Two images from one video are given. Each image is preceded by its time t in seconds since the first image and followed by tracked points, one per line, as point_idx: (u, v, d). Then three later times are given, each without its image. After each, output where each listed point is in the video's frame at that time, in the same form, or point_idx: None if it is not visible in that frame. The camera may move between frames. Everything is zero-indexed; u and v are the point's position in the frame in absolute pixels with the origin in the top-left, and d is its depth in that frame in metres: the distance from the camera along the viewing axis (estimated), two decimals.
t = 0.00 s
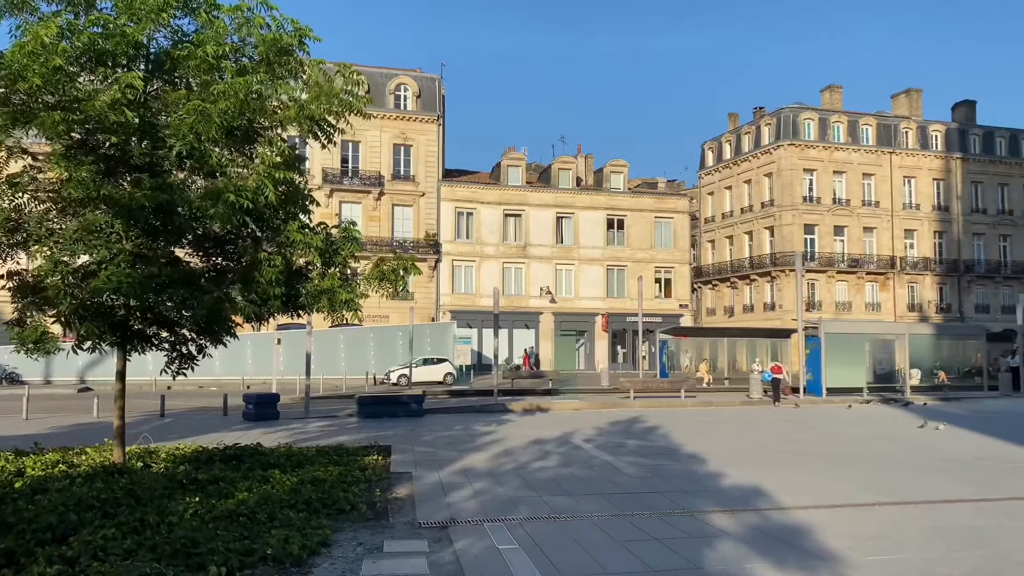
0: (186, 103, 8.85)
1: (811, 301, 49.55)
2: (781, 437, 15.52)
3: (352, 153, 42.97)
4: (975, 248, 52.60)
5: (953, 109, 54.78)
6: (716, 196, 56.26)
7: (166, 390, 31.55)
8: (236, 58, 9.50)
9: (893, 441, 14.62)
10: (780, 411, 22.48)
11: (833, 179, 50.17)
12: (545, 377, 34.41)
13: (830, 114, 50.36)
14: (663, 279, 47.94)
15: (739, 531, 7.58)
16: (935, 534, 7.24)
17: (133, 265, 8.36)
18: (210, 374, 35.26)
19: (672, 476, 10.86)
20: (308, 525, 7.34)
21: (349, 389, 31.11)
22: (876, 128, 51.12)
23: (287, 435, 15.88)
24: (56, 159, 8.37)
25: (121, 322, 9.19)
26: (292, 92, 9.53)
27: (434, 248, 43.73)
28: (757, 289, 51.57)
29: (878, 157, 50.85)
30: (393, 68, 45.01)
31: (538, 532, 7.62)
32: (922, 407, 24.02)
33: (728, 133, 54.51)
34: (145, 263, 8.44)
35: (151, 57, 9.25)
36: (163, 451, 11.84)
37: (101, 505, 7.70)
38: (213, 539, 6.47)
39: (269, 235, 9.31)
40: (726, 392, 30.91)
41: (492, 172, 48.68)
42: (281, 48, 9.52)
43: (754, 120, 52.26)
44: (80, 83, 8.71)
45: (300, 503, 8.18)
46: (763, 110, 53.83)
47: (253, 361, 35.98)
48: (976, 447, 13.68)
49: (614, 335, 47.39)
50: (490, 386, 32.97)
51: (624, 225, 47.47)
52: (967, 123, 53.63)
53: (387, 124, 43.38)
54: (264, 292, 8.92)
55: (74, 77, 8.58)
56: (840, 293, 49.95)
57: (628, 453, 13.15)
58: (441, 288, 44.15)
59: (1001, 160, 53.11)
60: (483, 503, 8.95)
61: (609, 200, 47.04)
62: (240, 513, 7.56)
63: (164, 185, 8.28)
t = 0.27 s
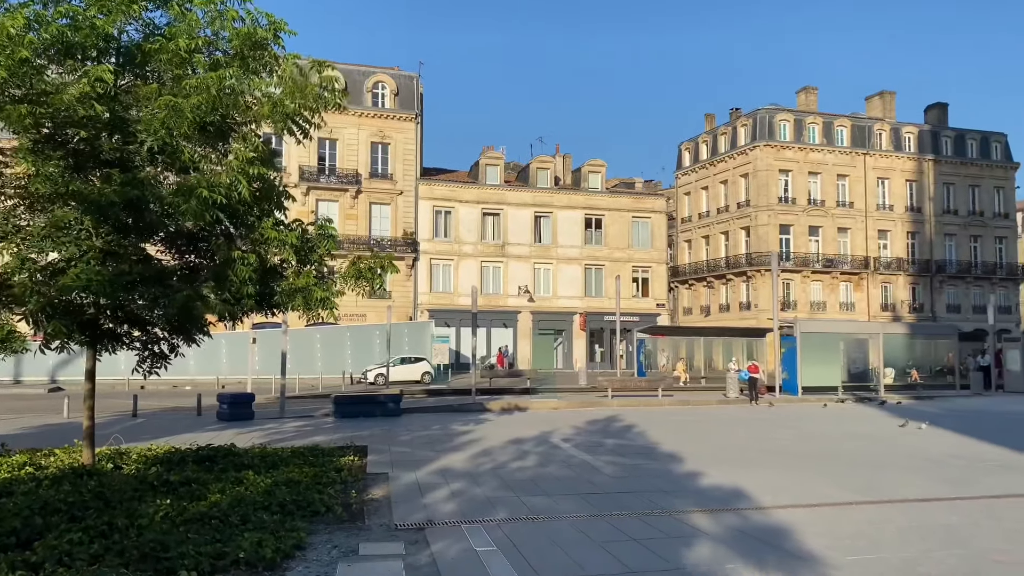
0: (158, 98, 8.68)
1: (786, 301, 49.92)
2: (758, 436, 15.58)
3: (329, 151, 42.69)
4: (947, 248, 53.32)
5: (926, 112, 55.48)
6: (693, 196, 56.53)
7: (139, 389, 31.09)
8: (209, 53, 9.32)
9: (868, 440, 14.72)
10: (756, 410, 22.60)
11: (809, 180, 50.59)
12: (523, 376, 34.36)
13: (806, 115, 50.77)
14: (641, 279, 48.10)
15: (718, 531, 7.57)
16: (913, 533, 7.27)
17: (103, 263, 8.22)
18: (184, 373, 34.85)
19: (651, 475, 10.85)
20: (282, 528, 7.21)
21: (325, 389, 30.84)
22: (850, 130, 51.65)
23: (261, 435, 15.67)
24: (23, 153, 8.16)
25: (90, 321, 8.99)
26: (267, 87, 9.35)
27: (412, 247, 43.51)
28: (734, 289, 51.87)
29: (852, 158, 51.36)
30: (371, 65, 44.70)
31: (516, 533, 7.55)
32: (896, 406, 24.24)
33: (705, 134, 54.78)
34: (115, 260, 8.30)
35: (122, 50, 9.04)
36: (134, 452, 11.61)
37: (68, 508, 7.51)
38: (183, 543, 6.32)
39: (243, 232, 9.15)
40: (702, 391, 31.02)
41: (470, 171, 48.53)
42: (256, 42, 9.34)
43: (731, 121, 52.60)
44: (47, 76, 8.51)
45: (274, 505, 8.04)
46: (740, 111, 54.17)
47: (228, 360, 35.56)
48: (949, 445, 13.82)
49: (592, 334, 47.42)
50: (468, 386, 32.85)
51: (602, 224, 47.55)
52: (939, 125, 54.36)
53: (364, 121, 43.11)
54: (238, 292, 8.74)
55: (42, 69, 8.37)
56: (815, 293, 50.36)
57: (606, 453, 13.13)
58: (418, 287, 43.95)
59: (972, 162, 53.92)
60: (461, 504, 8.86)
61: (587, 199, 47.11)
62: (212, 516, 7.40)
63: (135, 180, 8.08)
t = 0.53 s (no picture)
0: (126, 92, 8.46)
1: (761, 301, 50.27)
2: (734, 436, 15.60)
3: (304, 149, 42.33)
4: (918, 249, 54.02)
5: (898, 114, 56.16)
6: (668, 196, 56.75)
7: (108, 389, 30.57)
8: (180, 47, 9.10)
9: (843, 439, 14.80)
10: (731, 410, 22.69)
11: (783, 181, 51.00)
12: (499, 376, 34.25)
13: (780, 116, 51.15)
14: (617, 278, 48.20)
15: (695, 533, 7.52)
16: (890, 533, 7.28)
17: (69, 261, 8.07)
18: (154, 372, 34.38)
19: (628, 476, 10.80)
20: (253, 532, 7.05)
21: (299, 389, 30.50)
22: (824, 131, 52.13)
23: (233, 436, 15.43)
24: None
25: (56, 320, 8.75)
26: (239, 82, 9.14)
27: (388, 246, 43.23)
28: (709, 288, 52.16)
29: (825, 159, 51.86)
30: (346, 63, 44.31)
31: (492, 536, 7.45)
32: (870, 406, 24.45)
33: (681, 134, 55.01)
34: (81, 258, 8.12)
35: (90, 43, 8.81)
36: (101, 454, 11.35)
37: (31, 514, 7.29)
38: (150, 548, 6.14)
39: (214, 230, 8.96)
40: (678, 391, 31.10)
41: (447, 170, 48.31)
42: (228, 36, 9.13)
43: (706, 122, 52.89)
44: (12, 69, 8.28)
45: (245, 508, 7.87)
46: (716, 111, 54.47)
47: (199, 360, 35.09)
48: (923, 444, 13.94)
49: (569, 334, 47.41)
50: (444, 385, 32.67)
51: (579, 224, 47.57)
52: (911, 128, 55.04)
53: (339, 119, 42.74)
54: (208, 290, 8.49)
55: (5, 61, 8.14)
56: (789, 293, 50.76)
57: (583, 453, 13.07)
58: (394, 286, 43.70)
59: (943, 164, 54.67)
60: (437, 507, 8.75)
61: (564, 199, 47.13)
62: (181, 520, 7.22)
63: (103, 176, 7.80)
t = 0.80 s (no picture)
0: (94, 85, 8.24)
1: (733, 301, 50.64)
2: (708, 435, 15.65)
3: (276, 146, 41.89)
4: (887, 251, 54.80)
5: (868, 117, 56.90)
6: (643, 197, 56.99)
7: (74, 390, 29.99)
8: (149, 40, 8.86)
9: (815, 439, 14.90)
10: (704, 409, 22.79)
11: (755, 183, 51.43)
12: (474, 376, 34.14)
13: (753, 119, 51.57)
14: (591, 278, 48.32)
15: (671, 533, 7.49)
16: (864, 533, 7.31)
17: (34, 258, 7.84)
18: (122, 372, 33.86)
19: (603, 476, 10.77)
20: (223, 535, 6.89)
21: (271, 389, 30.16)
22: (796, 134, 52.65)
23: (202, 437, 15.19)
24: None
25: (19, 319, 8.51)
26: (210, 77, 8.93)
27: (361, 244, 42.92)
28: (682, 289, 52.47)
29: (797, 161, 52.40)
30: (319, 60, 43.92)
31: (467, 538, 7.36)
32: (842, 405, 24.72)
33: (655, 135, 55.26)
34: (46, 255, 7.91)
35: (54, 35, 8.60)
36: (66, 456, 11.08)
37: None
38: (116, 554, 5.97)
39: (184, 227, 8.77)
40: (652, 391, 31.21)
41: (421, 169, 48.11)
42: (199, 29, 8.91)
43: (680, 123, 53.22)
44: None
45: (215, 511, 7.70)
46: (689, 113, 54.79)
47: (169, 360, 34.60)
48: (894, 443, 14.08)
49: (543, 334, 47.42)
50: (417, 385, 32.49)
51: (553, 224, 47.60)
52: (881, 131, 55.80)
53: (312, 116, 42.35)
54: (178, 288, 8.27)
55: None
56: (761, 293, 51.21)
57: (558, 453, 13.03)
58: (368, 286, 43.44)
59: (912, 167, 55.51)
60: (411, 508, 8.64)
61: (538, 198, 47.15)
62: (149, 524, 7.04)
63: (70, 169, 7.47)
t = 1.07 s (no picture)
0: (59, 77, 8.05)
1: (704, 301, 51.00)
2: (681, 434, 15.73)
3: (246, 142, 41.41)
4: (855, 252, 55.57)
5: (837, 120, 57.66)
6: (615, 197, 57.22)
7: (38, 389, 29.37)
8: (118, 32, 8.67)
9: (787, 437, 15.04)
10: (677, 409, 22.92)
11: (726, 184, 51.87)
12: (447, 375, 34.02)
13: (724, 120, 52.00)
14: (564, 278, 48.40)
15: (646, 532, 7.49)
16: (837, 531, 7.36)
17: None
18: (88, 371, 33.31)
19: (577, 475, 10.76)
20: (193, 537, 6.75)
21: (240, 388, 29.79)
22: (766, 135, 53.21)
23: (170, 437, 14.94)
24: None
25: None
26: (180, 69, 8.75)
27: (333, 242, 42.57)
28: (654, 288, 52.77)
29: (767, 163, 52.92)
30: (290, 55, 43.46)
31: (441, 538, 7.29)
32: (812, 404, 25.00)
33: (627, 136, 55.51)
34: (9, 251, 7.68)
35: (19, 25, 8.39)
36: (29, 457, 10.83)
37: None
38: (82, 556, 5.82)
39: (152, 222, 8.59)
40: (624, 390, 31.32)
41: (394, 166, 47.84)
42: (169, 22, 8.71)
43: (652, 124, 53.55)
44: None
45: (184, 512, 7.56)
46: (661, 114, 55.11)
47: (136, 358, 34.08)
48: (863, 442, 14.24)
49: (516, 333, 47.40)
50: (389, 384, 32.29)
51: (526, 223, 47.59)
52: (850, 133, 56.56)
53: (283, 113, 41.92)
54: (145, 285, 8.09)
55: None
56: (731, 293, 51.66)
57: (532, 453, 13.00)
58: (339, 284, 43.12)
59: (879, 169, 56.35)
60: (385, 509, 8.55)
61: (512, 197, 47.13)
62: (115, 526, 6.88)
63: (31, 165, 7.31)
